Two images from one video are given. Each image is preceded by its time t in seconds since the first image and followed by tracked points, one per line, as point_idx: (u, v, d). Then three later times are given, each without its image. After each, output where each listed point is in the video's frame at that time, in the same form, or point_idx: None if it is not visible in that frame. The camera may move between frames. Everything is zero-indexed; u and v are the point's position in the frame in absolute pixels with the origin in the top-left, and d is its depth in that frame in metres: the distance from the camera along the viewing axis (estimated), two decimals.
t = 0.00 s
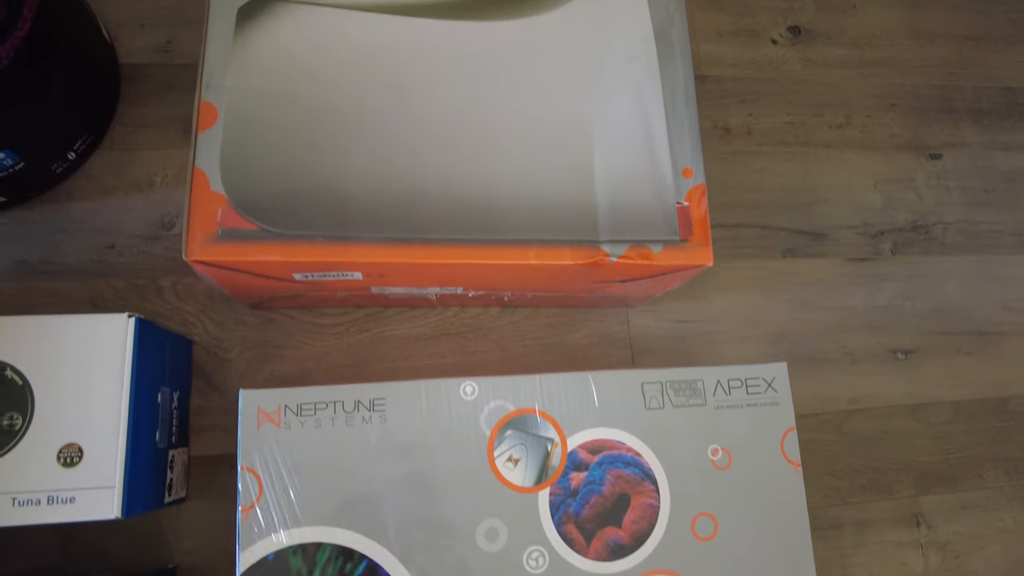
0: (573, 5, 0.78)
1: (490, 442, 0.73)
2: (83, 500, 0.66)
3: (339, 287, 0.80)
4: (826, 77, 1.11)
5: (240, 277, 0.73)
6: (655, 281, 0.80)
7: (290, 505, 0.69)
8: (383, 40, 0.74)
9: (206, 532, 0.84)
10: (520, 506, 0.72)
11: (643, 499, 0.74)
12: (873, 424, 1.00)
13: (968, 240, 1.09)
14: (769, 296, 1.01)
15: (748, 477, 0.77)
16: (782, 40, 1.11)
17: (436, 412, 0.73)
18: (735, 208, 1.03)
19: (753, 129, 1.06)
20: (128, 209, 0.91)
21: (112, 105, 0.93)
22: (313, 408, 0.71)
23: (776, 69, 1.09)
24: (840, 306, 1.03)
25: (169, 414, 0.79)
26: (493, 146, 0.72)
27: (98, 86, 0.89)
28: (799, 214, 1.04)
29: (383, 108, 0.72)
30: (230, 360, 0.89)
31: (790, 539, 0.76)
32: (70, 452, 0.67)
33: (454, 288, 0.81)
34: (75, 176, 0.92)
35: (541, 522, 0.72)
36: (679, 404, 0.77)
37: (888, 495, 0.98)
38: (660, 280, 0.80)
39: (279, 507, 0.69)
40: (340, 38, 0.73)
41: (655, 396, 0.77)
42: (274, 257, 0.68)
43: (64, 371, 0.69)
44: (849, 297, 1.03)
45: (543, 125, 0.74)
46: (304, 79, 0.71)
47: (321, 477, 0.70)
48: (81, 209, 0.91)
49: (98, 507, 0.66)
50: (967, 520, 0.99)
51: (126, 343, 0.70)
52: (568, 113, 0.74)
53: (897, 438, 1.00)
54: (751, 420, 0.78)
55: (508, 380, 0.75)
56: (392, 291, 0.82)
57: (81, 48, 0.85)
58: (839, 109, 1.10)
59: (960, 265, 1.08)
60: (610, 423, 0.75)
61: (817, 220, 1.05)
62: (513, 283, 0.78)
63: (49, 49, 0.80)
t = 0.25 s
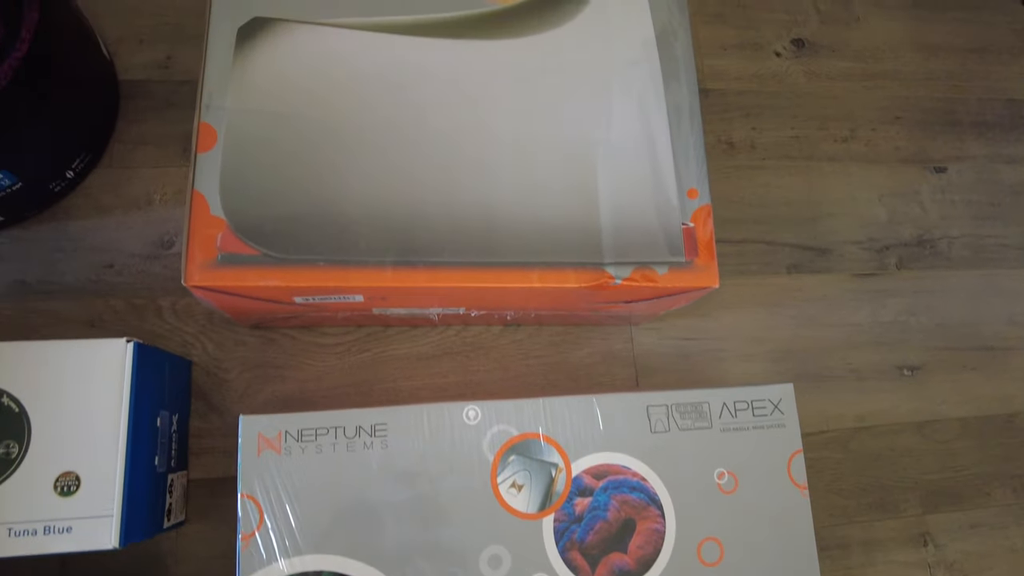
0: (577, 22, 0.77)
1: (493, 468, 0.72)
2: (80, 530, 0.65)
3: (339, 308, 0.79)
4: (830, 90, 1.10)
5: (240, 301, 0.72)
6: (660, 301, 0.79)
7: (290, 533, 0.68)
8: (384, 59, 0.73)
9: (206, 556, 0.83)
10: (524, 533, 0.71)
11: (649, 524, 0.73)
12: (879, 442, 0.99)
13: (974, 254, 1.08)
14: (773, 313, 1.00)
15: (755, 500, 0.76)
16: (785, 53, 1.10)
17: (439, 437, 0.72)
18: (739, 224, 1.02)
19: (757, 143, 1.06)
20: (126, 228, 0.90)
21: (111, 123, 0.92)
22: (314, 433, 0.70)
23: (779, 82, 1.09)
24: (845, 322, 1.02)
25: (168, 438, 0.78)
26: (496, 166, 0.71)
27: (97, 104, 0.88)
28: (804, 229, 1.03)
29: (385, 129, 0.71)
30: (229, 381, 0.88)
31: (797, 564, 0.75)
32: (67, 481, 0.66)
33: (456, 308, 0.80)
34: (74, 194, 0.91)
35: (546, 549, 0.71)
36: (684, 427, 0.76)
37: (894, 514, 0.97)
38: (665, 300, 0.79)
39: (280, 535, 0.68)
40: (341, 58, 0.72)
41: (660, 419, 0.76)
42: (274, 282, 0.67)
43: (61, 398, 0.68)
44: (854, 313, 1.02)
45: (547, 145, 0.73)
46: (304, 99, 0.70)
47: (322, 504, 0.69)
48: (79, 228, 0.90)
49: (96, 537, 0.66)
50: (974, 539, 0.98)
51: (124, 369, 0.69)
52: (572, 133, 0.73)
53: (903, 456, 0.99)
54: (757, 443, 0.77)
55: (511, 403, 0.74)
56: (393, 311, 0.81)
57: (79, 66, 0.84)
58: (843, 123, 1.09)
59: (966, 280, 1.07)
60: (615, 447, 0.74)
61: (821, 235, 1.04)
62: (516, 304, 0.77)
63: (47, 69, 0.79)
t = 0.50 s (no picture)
0: (583, 45, 0.76)
1: (499, 500, 0.71)
2: (78, 568, 0.64)
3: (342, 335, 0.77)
4: (836, 106, 1.09)
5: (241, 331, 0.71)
6: (668, 327, 0.78)
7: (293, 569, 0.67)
8: (386, 84, 0.71)
9: None
10: (531, 567, 0.70)
11: (657, 556, 0.72)
12: (888, 464, 0.98)
13: (982, 272, 1.07)
14: (780, 334, 0.99)
15: (765, 531, 0.75)
16: (791, 69, 1.09)
17: (444, 469, 0.71)
18: (745, 243, 1.01)
19: (763, 161, 1.04)
20: (126, 252, 0.89)
21: (110, 145, 0.90)
22: (316, 467, 0.69)
23: (785, 99, 1.07)
24: (853, 342, 1.00)
25: (168, 469, 0.76)
26: (501, 194, 0.70)
27: (97, 126, 0.87)
28: (811, 249, 1.02)
29: (388, 156, 0.70)
30: (230, 407, 0.87)
31: None
32: (65, 518, 0.65)
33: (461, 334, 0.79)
34: (73, 218, 0.89)
35: None
36: (693, 457, 0.75)
37: (904, 538, 0.96)
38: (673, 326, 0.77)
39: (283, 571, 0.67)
40: (343, 83, 0.71)
41: (669, 449, 0.75)
42: (276, 315, 0.65)
43: (59, 433, 0.67)
44: (862, 333, 1.01)
45: (553, 171, 0.72)
46: (306, 126, 0.69)
47: (325, 540, 0.68)
48: (77, 252, 0.88)
49: None
50: (985, 562, 0.96)
51: (123, 402, 0.68)
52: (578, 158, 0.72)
53: (912, 478, 0.98)
54: (767, 472, 0.76)
55: (518, 434, 0.73)
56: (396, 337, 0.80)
57: (78, 89, 0.83)
58: (850, 140, 1.08)
59: (975, 298, 1.06)
60: (623, 478, 0.73)
61: (829, 254, 1.03)
62: (522, 331, 0.76)
63: (45, 94, 0.78)
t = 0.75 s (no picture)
0: (586, 66, 0.75)
1: (501, 530, 0.70)
2: None
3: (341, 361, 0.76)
4: (840, 121, 1.08)
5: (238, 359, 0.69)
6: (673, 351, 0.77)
7: None
8: (386, 107, 0.70)
9: None
10: None
11: None
12: (894, 485, 0.97)
13: (989, 289, 1.06)
14: (785, 353, 0.98)
15: (771, 559, 0.73)
16: (795, 83, 1.07)
17: (445, 499, 0.70)
18: (749, 261, 1.00)
19: (767, 178, 1.03)
20: (122, 273, 0.88)
21: (107, 166, 0.89)
22: (316, 497, 0.68)
23: (789, 114, 1.06)
24: (858, 361, 0.99)
25: (165, 497, 0.75)
26: (503, 219, 0.69)
27: (93, 147, 0.86)
28: (816, 266, 1.01)
29: (387, 181, 0.68)
30: (228, 431, 0.85)
31: None
32: (59, 552, 0.64)
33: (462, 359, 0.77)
34: (69, 239, 0.88)
35: None
36: (699, 484, 0.74)
37: (910, 559, 0.94)
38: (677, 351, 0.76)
39: None
40: (341, 107, 0.70)
41: (674, 476, 0.73)
42: (274, 345, 0.64)
43: (54, 465, 0.65)
44: (867, 351, 1.00)
45: (555, 195, 0.70)
46: (305, 152, 0.68)
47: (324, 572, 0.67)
48: (73, 274, 0.87)
49: None
50: None
51: (119, 433, 0.66)
52: (581, 182, 0.71)
53: (919, 499, 0.97)
54: (773, 499, 0.75)
55: (520, 463, 0.72)
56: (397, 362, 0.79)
57: (75, 111, 0.82)
58: (854, 155, 1.07)
59: (981, 315, 1.04)
60: (628, 506, 0.72)
61: (833, 272, 1.02)
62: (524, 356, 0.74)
63: (40, 115, 0.77)
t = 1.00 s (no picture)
0: (593, 82, 0.74)
1: (508, 554, 0.69)
2: None
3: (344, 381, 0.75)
4: (847, 132, 1.07)
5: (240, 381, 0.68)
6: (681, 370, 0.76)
7: None
8: (390, 125, 0.69)
9: None
10: None
11: None
12: (903, 501, 0.95)
13: (998, 301, 1.05)
14: (793, 368, 0.97)
15: None
16: (801, 94, 1.07)
17: (452, 523, 0.69)
18: (756, 275, 0.99)
19: (773, 190, 1.02)
20: (123, 290, 0.87)
21: (107, 181, 0.88)
22: (320, 522, 0.67)
23: (795, 125, 1.05)
24: (866, 375, 0.98)
25: (166, 520, 0.74)
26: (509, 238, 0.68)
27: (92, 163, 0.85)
28: (823, 279, 1.00)
29: (392, 201, 0.67)
30: (230, 451, 0.84)
31: None
32: None
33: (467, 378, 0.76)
34: (68, 256, 0.87)
35: None
36: (708, 506, 0.73)
37: None
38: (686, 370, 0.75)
39: None
40: (345, 125, 0.69)
41: (683, 498, 0.72)
42: (277, 369, 0.63)
43: (53, 490, 0.64)
44: (875, 366, 0.99)
45: (562, 214, 0.69)
46: (308, 172, 0.67)
47: None
48: (73, 291, 0.86)
49: None
50: None
51: (120, 458, 0.65)
52: (589, 200, 0.70)
53: (929, 515, 0.95)
54: (783, 520, 0.74)
55: (527, 485, 0.71)
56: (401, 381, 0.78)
57: (74, 127, 0.81)
58: (862, 166, 1.06)
59: (991, 328, 1.03)
60: (637, 530, 0.71)
61: (841, 285, 1.01)
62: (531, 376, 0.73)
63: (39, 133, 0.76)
